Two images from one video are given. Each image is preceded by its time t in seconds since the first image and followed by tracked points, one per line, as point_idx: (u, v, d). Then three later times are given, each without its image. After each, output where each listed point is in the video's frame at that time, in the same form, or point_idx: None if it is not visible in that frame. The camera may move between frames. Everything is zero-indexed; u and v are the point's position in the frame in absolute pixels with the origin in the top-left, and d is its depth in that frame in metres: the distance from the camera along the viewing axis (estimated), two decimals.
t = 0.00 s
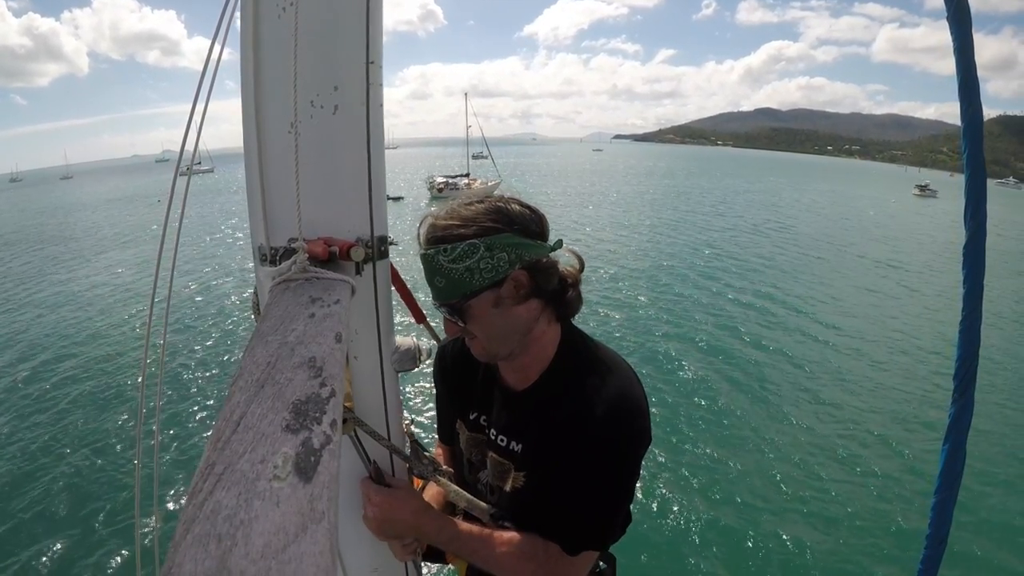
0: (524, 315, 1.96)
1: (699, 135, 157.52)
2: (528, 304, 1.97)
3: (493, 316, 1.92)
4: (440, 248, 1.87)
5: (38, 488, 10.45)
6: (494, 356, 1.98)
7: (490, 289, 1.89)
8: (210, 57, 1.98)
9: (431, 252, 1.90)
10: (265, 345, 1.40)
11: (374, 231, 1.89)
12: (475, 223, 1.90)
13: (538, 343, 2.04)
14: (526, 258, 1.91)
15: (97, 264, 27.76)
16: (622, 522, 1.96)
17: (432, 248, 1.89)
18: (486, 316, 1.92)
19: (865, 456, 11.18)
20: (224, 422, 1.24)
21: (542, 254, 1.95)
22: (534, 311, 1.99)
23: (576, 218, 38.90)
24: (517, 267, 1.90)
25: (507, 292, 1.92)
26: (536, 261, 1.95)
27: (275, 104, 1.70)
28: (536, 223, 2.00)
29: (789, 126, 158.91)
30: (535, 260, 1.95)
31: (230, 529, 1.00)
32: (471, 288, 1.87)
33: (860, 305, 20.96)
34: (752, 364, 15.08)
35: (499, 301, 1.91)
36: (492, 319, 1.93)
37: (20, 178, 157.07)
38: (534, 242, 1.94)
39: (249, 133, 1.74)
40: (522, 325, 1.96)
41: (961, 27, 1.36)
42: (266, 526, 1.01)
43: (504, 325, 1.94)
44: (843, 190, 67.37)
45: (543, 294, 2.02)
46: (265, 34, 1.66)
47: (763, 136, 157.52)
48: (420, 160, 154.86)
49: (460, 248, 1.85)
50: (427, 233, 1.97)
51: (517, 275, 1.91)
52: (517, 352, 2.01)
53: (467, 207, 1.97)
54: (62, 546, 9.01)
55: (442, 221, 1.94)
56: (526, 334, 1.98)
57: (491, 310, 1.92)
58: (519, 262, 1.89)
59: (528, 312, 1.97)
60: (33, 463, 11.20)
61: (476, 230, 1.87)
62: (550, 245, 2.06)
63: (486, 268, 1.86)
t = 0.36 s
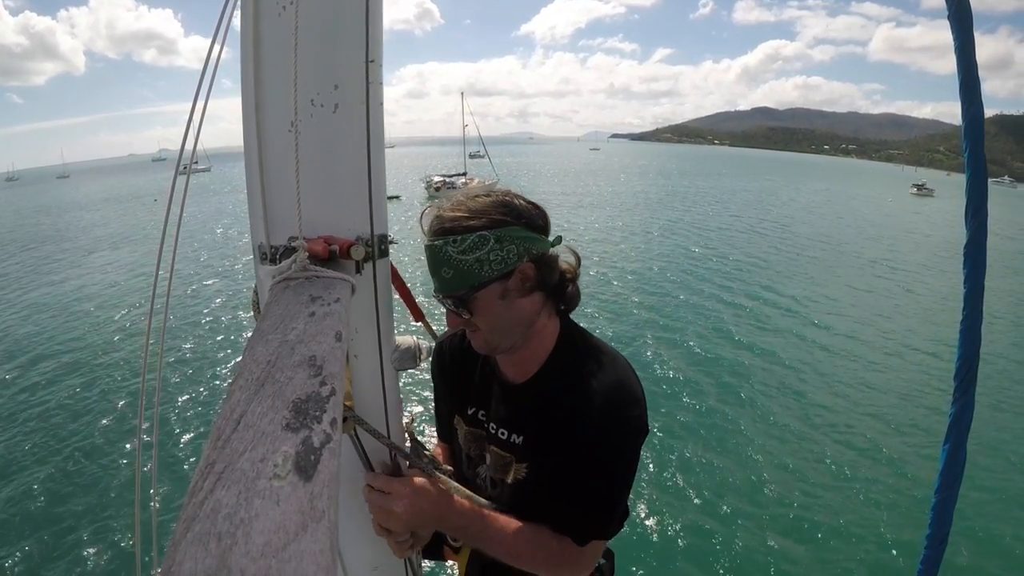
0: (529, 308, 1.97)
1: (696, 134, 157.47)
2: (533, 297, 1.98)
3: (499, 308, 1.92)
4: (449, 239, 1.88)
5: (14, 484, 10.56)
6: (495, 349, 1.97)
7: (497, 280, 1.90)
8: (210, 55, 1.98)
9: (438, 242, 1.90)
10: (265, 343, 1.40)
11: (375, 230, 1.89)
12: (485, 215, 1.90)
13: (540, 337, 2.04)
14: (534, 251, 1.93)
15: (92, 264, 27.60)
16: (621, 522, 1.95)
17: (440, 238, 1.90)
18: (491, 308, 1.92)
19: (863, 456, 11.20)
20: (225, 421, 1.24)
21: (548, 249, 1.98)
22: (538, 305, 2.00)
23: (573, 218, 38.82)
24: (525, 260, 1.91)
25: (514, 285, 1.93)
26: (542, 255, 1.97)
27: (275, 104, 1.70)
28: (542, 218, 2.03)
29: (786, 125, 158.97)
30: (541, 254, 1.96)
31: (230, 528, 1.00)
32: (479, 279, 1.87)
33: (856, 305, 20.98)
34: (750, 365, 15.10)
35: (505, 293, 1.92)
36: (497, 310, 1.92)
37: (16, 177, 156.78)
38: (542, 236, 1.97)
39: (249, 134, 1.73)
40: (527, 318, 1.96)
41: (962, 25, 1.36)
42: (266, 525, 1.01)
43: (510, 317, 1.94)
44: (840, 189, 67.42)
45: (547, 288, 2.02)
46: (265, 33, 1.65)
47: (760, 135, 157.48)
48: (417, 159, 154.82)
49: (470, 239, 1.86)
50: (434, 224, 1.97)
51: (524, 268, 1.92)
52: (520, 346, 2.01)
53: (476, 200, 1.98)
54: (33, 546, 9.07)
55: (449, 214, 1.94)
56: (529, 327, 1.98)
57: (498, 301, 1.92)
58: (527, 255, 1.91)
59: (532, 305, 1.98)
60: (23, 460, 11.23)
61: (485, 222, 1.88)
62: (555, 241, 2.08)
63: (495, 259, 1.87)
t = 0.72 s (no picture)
0: (530, 306, 1.98)
1: (692, 134, 157.54)
2: (535, 296, 1.99)
3: (501, 305, 1.92)
4: (454, 236, 1.89)
5: (6, 486, 10.54)
6: (496, 346, 1.97)
7: (501, 278, 1.91)
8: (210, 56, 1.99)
9: (442, 239, 1.90)
10: (264, 343, 1.40)
11: (374, 229, 1.89)
12: (490, 212, 1.91)
13: (540, 334, 2.04)
14: (537, 250, 1.95)
15: (87, 267, 27.51)
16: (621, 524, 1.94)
17: (445, 235, 1.91)
18: (494, 305, 1.92)
19: (859, 458, 11.24)
20: (224, 421, 1.24)
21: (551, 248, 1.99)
22: (540, 303, 2.01)
23: (569, 218, 38.83)
24: (529, 258, 1.93)
25: (517, 284, 1.94)
26: (545, 254, 1.98)
27: (274, 104, 1.70)
28: (547, 218, 2.04)
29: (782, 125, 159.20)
30: (544, 253, 1.97)
31: (229, 528, 1.00)
32: (482, 277, 1.88)
33: (852, 305, 21.04)
34: (747, 366, 15.14)
35: (508, 291, 1.93)
36: (500, 308, 1.93)
37: (11, 180, 156.36)
38: (546, 236, 1.98)
39: (249, 134, 1.73)
40: (528, 316, 1.97)
41: (960, 29, 1.36)
42: (265, 525, 1.00)
43: (512, 314, 1.94)
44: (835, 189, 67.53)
45: (549, 286, 2.03)
46: (264, 32, 1.66)
47: (756, 134, 157.59)
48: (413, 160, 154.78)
49: (475, 237, 1.87)
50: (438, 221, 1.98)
51: (527, 266, 1.93)
52: (521, 343, 2.01)
53: (480, 197, 1.99)
54: (24, 547, 9.11)
55: (453, 211, 1.95)
56: (530, 325, 1.99)
57: (500, 299, 1.92)
58: (531, 253, 1.92)
59: (534, 303, 1.98)
60: (17, 462, 11.22)
61: (491, 220, 1.89)
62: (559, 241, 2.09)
63: (499, 257, 1.88)
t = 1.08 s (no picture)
0: (529, 304, 1.98)
1: (689, 134, 157.56)
2: (534, 293, 1.99)
3: (500, 302, 1.92)
4: (452, 234, 1.88)
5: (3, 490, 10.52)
6: (496, 344, 1.97)
7: (500, 275, 1.91)
8: (211, 55, 1.99)
9: (440, 236, 1.90)
10: (263, 343, 1.40)
11: (372, 228, 1.88)
12: (488, 210, 1.91)
13: (539, 332, 2.04)
14: (537, 247, 1.95)
15: (85, 271, 27.51)
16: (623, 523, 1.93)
17: (443, 233, 1.90)
18: (493, 302, 1.92)
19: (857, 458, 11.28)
20: (223, 421, 1.24)
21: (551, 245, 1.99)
22: (538, 301, 2.01)
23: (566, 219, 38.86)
24: (528, 255, 1.93)
25: (516, 281, 1.94)
26: (544, 251, 1.98)
27: (273, 104, 1.70)
28: (545, 215, 2.04)
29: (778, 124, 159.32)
30: (543, 250, 1.97)
31: (228, 528, 0.99)
32: (481, 274, 1.88)
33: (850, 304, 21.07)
34: (745, 366, 15.18)
35: (507, 289, 1.92)
36: (498, 305, 1.93)
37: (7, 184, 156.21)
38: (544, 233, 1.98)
39: (249, 135, 1.74)
40: (527, 313, 1.97)
41: (959, 31, 1.37)
42: (264, 525, 1.00)
43: (510, 311, 1.94)
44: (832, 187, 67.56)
45: (548, 284, 2.03)
46: (264, 33, 1.66)
47: (753, 133, 157.61)
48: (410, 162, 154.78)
49: (473, 234, 1.87)
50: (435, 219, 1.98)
51: (527, 264, 1.93)
52: (520, 341, 2.01)
53: (479, 193, 1.98)
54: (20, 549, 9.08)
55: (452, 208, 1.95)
56: (529, 322, 1.99)
57: (499, 296, 1.92)
58: (530, 251, 1.92)
59: (532, 301, 1.99)
60: (15, 464, 11.23)
61: (488, 217, 1.89)
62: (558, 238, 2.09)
63: (498, 253, 1.88)
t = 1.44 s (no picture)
0: (529, 303, 1.98)
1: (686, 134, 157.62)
2: (535, 292, 1.99)
3: (500, 302, 1.93)
4: (451, 234, 1.89)
5: None
6: (497, 344, 1.97)
7: (500, 275, 1.91)
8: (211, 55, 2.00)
9: (439, 237, 1.91)
10: (263, 343, 1.40)
11: (372, 228, 1.89)
12: (487, 209, 1.91)
13: (540, 331, 2.05)
14: (537, 246, 1.94)
15: (83, 275, 27.51)
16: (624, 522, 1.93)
17: (442, 233, 1.91)
18: (493, 302, 1.93)
19: (855, 460, 11.32)
20: (223, 419, 1.24)
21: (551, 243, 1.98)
22: (540, 300, 2.01)
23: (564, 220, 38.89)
24: (529, 254, 1.92)
25: (516, 281, 1.94)
26: (545, 249, 1.97)
27: (273, 102, 1.71)
28: (545, 213, 2.03)
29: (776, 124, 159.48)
30: (543, 248, 1.97)
31: (227, 527, 1.00)
32: (481, 274, 1.88)
33: (847, 304, 21.12)
34: (743, 367, 15.23)
35: (507, 288, 1.93)
36: (499, 304, 1.93)
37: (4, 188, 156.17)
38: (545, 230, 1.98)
39: (248, 134, 1.74)
40: (528, 312, 1.97)
41: (955, 29, 1.37)
42: (264, 525, 1.00)
43: (511, 310, 1.94)
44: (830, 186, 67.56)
45: (549, 282, 2.03)
46: (263, 32, 1.67)
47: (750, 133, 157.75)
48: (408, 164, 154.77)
49: (472, 234, 1.87)
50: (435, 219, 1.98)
51: (527, 263, 1.93)
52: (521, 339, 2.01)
53: (478, 192, 1.98)
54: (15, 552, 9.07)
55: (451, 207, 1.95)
56: (530, 321, 1.99)
57: (500, 296, 1.93)
58: (530, 250, 1.92)
59: (533, 300, 1.99)
60: (13, 468, 11.24)
61: (487, 216, 1.89)
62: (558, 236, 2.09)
63: (497, 253, 1.88)
